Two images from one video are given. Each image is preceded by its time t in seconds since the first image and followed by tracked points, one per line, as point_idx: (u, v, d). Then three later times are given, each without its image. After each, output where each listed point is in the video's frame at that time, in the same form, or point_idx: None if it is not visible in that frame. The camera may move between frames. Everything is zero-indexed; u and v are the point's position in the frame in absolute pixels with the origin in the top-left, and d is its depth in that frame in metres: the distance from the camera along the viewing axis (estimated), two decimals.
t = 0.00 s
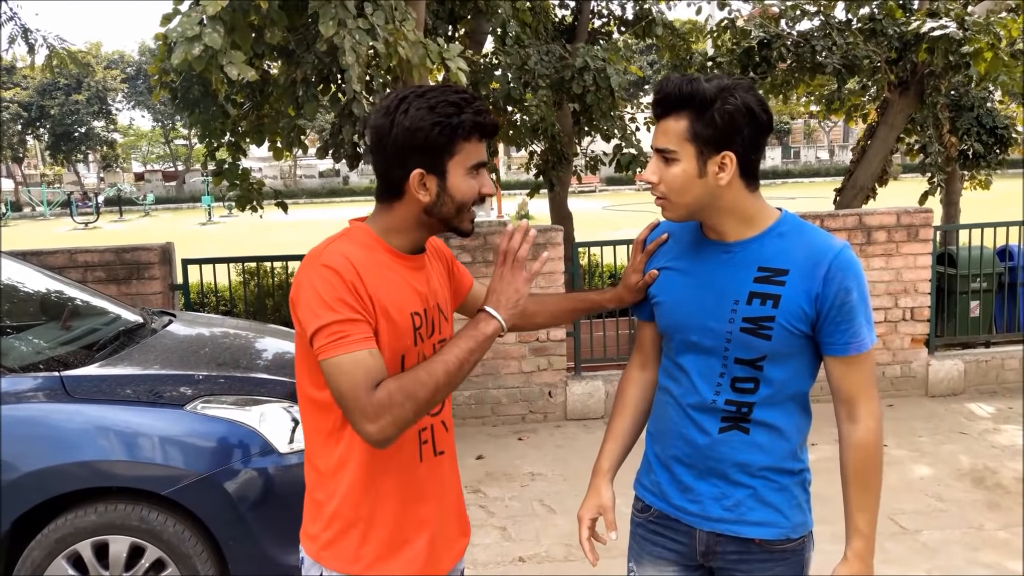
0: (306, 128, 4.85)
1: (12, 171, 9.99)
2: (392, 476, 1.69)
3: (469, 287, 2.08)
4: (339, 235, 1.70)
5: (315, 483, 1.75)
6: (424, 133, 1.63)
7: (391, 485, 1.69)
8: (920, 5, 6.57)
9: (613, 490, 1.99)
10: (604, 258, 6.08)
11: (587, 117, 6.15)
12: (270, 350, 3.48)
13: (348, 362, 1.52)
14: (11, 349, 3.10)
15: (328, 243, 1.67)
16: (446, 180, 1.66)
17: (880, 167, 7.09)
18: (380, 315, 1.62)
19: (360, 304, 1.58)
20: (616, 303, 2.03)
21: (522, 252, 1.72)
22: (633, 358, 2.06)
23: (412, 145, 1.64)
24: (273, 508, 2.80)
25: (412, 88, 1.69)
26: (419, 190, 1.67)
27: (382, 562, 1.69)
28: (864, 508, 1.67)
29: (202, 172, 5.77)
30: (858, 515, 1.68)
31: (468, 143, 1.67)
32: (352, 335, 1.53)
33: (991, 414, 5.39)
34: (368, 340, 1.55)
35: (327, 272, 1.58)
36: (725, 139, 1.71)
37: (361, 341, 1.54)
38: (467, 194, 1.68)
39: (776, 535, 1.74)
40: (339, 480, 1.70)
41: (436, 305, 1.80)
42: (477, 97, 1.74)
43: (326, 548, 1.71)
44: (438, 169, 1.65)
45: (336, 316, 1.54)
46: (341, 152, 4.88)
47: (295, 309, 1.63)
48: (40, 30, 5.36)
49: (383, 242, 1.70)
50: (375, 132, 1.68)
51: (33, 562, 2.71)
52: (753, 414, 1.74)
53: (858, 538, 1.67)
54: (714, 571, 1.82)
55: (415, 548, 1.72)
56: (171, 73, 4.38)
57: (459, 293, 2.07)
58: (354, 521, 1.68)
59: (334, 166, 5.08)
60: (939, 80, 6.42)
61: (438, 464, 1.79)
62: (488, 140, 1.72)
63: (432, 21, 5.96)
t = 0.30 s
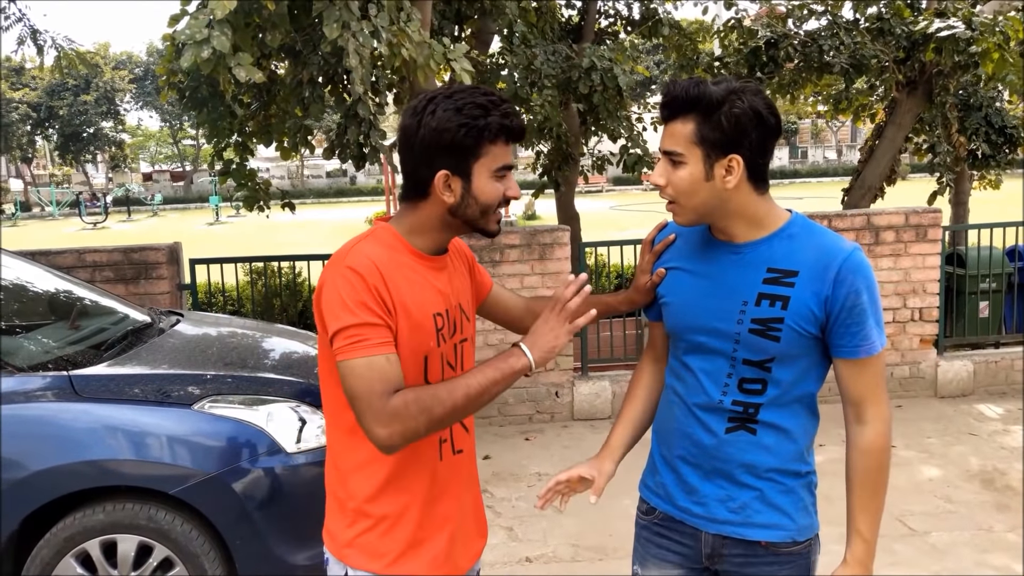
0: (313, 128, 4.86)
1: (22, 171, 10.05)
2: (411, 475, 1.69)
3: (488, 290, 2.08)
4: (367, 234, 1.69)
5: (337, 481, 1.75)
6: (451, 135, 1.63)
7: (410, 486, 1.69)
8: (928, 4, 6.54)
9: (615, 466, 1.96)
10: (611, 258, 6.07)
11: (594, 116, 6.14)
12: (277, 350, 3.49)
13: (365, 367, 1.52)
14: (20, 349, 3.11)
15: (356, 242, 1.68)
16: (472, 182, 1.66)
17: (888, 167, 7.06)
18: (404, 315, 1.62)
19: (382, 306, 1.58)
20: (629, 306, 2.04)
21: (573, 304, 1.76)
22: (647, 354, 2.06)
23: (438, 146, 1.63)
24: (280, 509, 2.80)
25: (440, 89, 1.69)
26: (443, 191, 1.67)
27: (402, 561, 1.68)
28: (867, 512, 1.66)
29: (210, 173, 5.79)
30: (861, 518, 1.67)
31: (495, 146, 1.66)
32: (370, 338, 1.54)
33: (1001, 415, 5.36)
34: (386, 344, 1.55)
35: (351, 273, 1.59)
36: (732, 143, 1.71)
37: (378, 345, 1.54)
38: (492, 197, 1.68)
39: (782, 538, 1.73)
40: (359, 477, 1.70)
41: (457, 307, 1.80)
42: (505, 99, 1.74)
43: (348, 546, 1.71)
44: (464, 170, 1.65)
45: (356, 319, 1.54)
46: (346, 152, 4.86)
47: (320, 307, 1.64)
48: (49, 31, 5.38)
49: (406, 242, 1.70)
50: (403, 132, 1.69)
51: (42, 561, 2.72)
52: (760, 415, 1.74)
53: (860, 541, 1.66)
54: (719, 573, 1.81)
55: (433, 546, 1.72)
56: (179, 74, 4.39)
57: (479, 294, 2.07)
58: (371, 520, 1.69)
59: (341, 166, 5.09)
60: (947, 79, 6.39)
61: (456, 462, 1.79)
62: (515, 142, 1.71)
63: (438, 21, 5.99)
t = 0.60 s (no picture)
0: (312, 129, 4.85)
1: (22, 171, 10.05)
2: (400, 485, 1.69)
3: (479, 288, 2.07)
4: (365, 237, 1.68)
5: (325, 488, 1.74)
6: (455, 134, 1.61)
7: (401, 494, 1.69)
8: (928, 7, 6.54)
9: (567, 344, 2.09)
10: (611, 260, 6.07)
11: (593, 118, 6.14)
12: (275, 351, 3.49)
13: (391, 366, 1.52)
14: (19, 350, 3.11)
15: (353, 245, 1.67)
16: (474, 181, 1.65)
17: (888, 170, 7.06)
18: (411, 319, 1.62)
19: (395, 309, 1.58)
20: (622, 302, 2.05)
21: (590, 276, 1.80)
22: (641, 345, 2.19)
23: (440, 145, 1.62)
24: (278, 510, 2.80)
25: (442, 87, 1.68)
26: (445, 191, 1.66)
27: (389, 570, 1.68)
28: (851, 520, 1.66)
29: (209, 173, 5.78)
30: (845, 527, 1.66)
31: (498, 145, 1.66)
32: (389, 339, 1.53)
33: (1000, 418, 5.35)
34: (406, 344, 1.54)
35: (363, 275, 1.58)
36: (726, 148, 1.70)
37: (399, 345, 1.54)
38: (494, 196, 1.67)
39: (773, 545, 1.74)
40: (350, 483, 1.69)
41: (455, 312, 1.80)
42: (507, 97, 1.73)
43: (332, 555, 1.71)
44: (465, 170, 1.64)
45: (374, 320, 1.53)
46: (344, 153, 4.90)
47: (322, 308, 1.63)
48: (48, 31, 5.38)
49: (407, 244, 1.70)
50: (404, 131, 1.67)
51: (39, 562, 2.71)
52: (752, 419, 1.74)
53: (842, 551, 1.65)
54: None
55: (417, 559, 1.71)
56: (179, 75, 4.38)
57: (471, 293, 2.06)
58: (360, 530, 1.68)
59: (340, 167, 5.09)
60: (946, 82, 6.39)
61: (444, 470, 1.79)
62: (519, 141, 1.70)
63: (438, 23, 6.01)
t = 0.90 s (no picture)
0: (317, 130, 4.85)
1: (30, 173, 10.09)
2: (388, 498, 1.66)
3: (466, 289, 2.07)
4: (349, 244, 1.62)
5: (308, 501, 1.71)
6: (440, 131, 1.58)
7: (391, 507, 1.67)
8: (934, 8, 6.52)
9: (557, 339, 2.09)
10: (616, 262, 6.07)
11: (600, 120, 6.13)
12: (281, 353, 3.49)
13: (345, 391, 1.46)
14: (25, 351, 3.12)
15: (337, 250, 1.61)
16: (462, 179, 1.62)
17: (894, 172, 7.04)
18: (390, 334, 1.57)
19: (370, 326, 1.52)
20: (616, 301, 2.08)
21: (586, 375, 1.69)
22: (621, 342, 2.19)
23: (427, 145, 1.59)
24: (282, 511, 2.80)
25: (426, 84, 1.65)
26: (433, 191, 1.62)
27: None
28: (841, 521, 1.63)
29: (215, 176, 5.79)
30: (835, 525, 1.64)
31: (484, 139, 1.64)
32: (353, 361, 1.47)
33: (1006, 421, 5.33)
34: (368, 370, 1.48)
35: (339, 289, 1.51)
36: (721, 153, 1.70)
37: (361, 370, 1.47)
38: (482, 194, 1.65)
39: (764, 551, 1.73)
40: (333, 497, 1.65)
41: (439, 319, 1.76)
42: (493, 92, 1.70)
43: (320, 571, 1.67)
44: (455, 167, 1.61)
45: (341, 340, 1.47)
46: (351, 155, 4.92)
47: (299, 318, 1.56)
48: (55, 34, 5.39)
49: (393, 249, 1.66)
50: (385, 130, 1.62)
51: (46, 563, 2.72)
52: (744, 423, 1.73)
53: (831, 550, 1.63)
54: None
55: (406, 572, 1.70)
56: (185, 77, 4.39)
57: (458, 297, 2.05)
58: (350, 543, 1.65)
59: (346, 169, 5.11)
60: (953, 83, 6.37)
61: (436, 477, 1.78)
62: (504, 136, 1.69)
63: (444, 25, 6.03)
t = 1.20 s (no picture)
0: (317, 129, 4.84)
1: (29, 172, 10.09)
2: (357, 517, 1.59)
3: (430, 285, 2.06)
4: (321, 252, 1.56)
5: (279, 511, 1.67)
6: (412, 129, 1.53)
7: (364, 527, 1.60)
8: (934, 8, 6.52)
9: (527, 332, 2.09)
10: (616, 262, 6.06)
11: (599, 119, 6.12)
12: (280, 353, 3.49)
13: (284, 411, 1.40)
14: (24, 351, 3.11)
15: (307, 258, 1.54)
16: (435, 179, 1.57)
17: (894, 171, 7.04)
18: (354, 350, 1.50)
19: (330, 345, 1.44)
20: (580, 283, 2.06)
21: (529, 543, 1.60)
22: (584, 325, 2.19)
23: (396, 144, 1.53)
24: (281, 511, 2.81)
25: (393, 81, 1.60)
26: (405, 192, 1.56)
27: None
28: (808, 521, 1.63)
29: (215, 175, 5.79)
30: (799, 527, 1.64)
31: (455, 137, 1.59)
32: (297, 382, 1.40)
33: (1006, 420, 5.33)
34: (312, 393, 1.42)
35: (303, 307, 1.43)
36: (702, 149, 1.70)
37: (306, 395, 1.41)
38: (455, 191, 1.59)
39: (746, 551, 1.74)
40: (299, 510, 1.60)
41: (413, 325, 1.70)
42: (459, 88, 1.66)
43: None
44: (426, 166, 1.55)
45: (291, 358, 1.40)
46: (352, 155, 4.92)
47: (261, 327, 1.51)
48: (55, 33, 5.39)
49: (366, 255, 1.59)
50: (354, 130, 1.57)
51: (45, 563, 2.72)
52: (723, 424, 1.73)
53: (798, 552, 1.62)
54: None
55: None
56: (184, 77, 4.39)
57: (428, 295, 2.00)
58: (330, 559, 1.58)
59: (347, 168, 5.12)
60: (953, 82, 6.38)
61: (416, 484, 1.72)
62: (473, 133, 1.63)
63: (444, 24, 6.02)
